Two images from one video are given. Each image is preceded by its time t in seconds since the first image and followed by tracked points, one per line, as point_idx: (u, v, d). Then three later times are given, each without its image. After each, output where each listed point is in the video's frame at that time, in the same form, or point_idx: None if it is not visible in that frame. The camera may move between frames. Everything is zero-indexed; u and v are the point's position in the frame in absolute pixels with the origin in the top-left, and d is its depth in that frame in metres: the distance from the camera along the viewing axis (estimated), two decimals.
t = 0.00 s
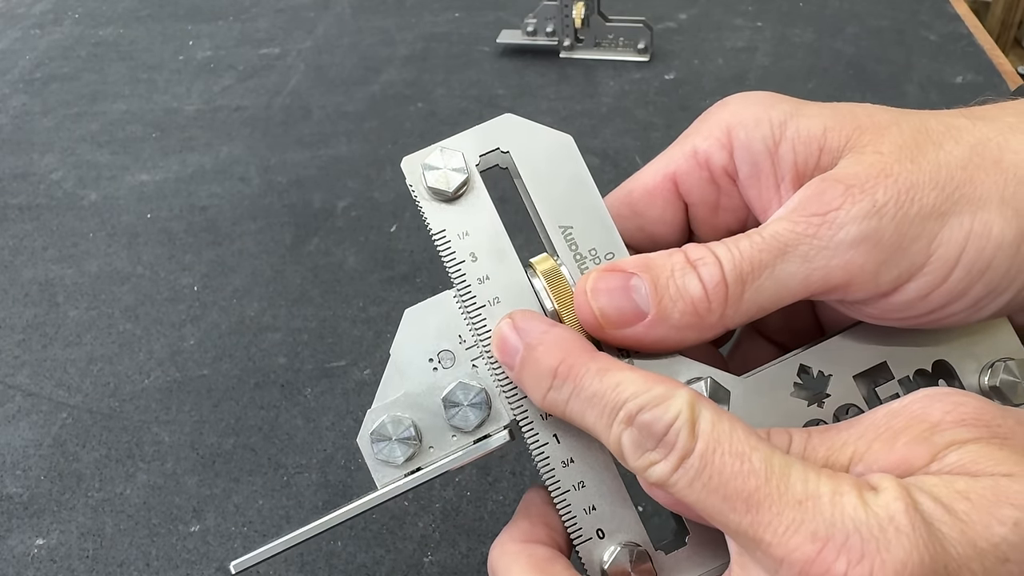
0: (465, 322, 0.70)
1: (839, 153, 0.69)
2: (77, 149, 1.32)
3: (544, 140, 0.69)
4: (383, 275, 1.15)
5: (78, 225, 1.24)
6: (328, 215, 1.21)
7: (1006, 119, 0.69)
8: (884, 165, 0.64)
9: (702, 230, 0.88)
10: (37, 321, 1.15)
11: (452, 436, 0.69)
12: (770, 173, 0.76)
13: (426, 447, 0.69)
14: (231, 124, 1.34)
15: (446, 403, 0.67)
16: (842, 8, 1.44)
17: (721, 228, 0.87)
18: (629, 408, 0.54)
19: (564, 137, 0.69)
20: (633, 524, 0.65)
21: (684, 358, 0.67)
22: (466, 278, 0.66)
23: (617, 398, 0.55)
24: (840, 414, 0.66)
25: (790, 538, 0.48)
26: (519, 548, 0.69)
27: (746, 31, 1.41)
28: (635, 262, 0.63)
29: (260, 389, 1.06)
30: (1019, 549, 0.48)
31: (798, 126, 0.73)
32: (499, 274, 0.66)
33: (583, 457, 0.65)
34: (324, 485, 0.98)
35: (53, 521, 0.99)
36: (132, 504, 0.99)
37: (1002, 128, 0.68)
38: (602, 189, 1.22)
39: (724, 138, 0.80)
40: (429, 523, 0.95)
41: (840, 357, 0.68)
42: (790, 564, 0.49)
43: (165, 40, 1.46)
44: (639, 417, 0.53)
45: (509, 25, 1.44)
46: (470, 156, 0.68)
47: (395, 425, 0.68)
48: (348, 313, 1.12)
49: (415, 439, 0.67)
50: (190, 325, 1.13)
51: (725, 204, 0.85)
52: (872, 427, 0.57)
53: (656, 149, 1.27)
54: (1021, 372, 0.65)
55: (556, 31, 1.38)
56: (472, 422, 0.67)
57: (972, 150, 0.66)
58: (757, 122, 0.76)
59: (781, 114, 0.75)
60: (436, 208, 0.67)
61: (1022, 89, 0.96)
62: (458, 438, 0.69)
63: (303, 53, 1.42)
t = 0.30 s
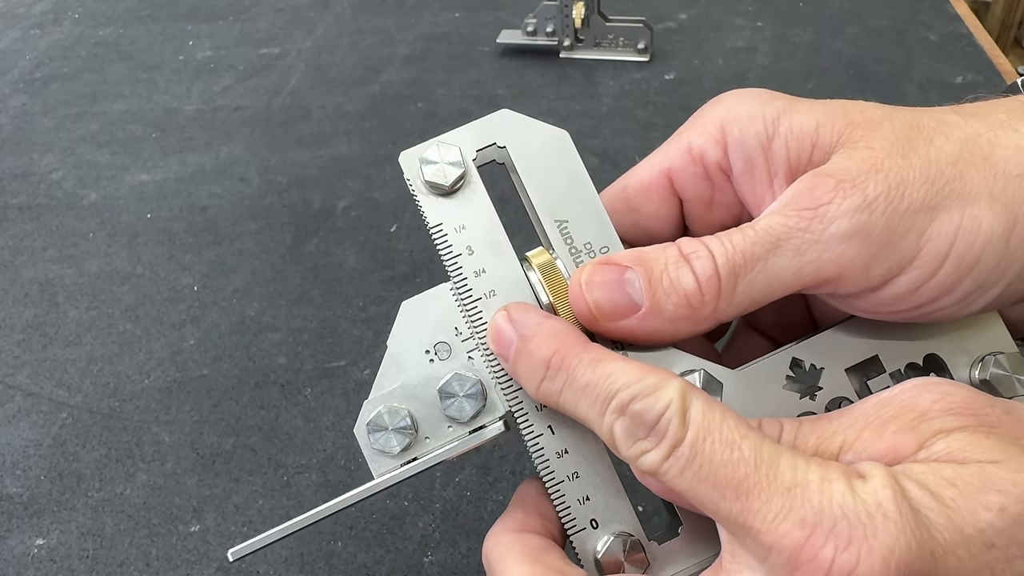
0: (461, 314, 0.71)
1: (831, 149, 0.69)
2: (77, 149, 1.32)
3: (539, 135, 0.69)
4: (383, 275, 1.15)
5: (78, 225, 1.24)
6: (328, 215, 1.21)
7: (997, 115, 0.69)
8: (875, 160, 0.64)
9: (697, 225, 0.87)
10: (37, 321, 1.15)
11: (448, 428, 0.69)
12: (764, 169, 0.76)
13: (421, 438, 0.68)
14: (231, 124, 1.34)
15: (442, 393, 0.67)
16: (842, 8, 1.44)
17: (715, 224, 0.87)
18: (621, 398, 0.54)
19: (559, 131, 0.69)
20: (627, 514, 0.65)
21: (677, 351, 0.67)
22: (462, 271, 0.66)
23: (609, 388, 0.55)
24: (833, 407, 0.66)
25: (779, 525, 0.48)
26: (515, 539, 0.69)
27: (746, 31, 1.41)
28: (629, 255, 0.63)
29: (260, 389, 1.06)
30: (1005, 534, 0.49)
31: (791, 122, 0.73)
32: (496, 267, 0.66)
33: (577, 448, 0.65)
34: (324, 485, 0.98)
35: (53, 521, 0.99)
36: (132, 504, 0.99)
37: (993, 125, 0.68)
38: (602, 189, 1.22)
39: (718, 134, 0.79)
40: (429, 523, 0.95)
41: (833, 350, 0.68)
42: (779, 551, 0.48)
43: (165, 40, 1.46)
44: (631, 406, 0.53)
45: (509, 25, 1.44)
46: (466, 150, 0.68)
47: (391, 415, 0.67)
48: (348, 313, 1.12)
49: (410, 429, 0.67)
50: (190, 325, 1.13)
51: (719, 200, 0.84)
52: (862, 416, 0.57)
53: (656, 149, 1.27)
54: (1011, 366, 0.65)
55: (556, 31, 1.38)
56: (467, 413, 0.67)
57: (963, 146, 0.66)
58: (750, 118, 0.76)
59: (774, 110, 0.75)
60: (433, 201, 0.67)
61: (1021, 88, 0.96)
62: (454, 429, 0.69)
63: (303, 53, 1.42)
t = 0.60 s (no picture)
0: (468, 315, 0.69)
1: (833, 153, 0.69)
2: (77, 149, 1.32)
3: (545, 138, 0.69)
4: (383, 275, 1.15)
5: (78, 225, 1.24)
6: (328, 215, 1.21)
7: (998, 120, 0.69)
8: (875, 164, 0.64)
9: (701, 228, 0.88)
10: (37, 321, 1.15)
11: (454, 428, 0.68)
12: (767, 171, 0.77)
13: (428, 438, 0.68)
14: (231, 124, 1.34)
15: (448, 394, 0.67)
16: (842, 8, 1.44)
17: (719, 227, 0.87)
18: (619, 399, 0.54)
19: (565, 134, 0.69)
20: (629, 514, 0.65)
21: (679, 353, 0.67)
22: (469, 274, 0.67)
23: (607, 389, 0.55)
24: (834, 410, 0.66)
25: (769, 528, 0.48)
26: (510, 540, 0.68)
27: (746, 31, 1.41)
28: (633, 258, 0.63)
29: (260, 389, 1.06)
30: (992, 541, 0.48)
31: (793, 126, 0.73)
32: (501, 270, 0.67)
33: (581, 448, 0.65)
34: (324, 485, 0.98)
35: (53, 521, 0.99)
36: (132, 504, 0.99)
37: (994, 129, 0.68)
38: (602, 189, 1.22)
39: (722, 138, 0.80)
40: (429, 523, 0.95)
41: (835, 354, 0.68)
42: (769, 553, 0.49)
43: (165, 40, 1.46)
44: (628, 408, 0.53)
45: (509, 26, 1.44)
46: (472, 155, 0.68)
47: (398, 415, 0.67)
48: (348, 313, 1.12)
49: (417, 430, 0.67)
50: (190, 325, 1.13)
51: (723, 203, 0.85)
52: (857, 420, 0.57)
53: (656, 149, 1.27)
54: (1011, 369, 0.64)
55: (556, 31, 1.38)
56: (473, 414, 0.67)
57: (963, 150, 0.66)
58: (754, 122, 0.77)
59: (777, 115, 0.75)
60: (440, 205, 0.67)
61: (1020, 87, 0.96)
62: (460, 429, 0.68)
63: (303, 53, 1.42)
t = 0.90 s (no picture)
0: (465, 304, 0.71)
1: (837, 142, 0.69)
2: (77, 149, 1.32)
3: (545, 126, 0.69)
4: (383, 275, 1.15)
5: (78, 225, 1.24)
6: (328, 215, 1.21)
7: (1002, 109, 0.69)
8: (879, 151, 0.64)
9: (702, 219, 0.88)
10: (37, 321, 1.15)
11: (450, 416, 0.69)
12: (769, 160, 0.76)
13: (423, 426, 0.69)
14: (231, 124, 1.34)
15: (444, 380, 0.67)
16: (842, 8, 1.43)
17: (720, 217, 0.87)
18: (620, 388, 0.54)
19: (565, 123, 0.69)
20: (627, 506, 0.65)
21: (680, 344, 0.67)
22: (467, 260, 0.66)
23: (608, 378, 0.55)
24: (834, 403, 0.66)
25: (772, 518, 0.48)
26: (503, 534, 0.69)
27: (746, 31, 1.41)
28: (633, 246, 0.63)
29: (260, 389, 1.06)
30: (998, 531, 0.48)
31: (797, 115, 0.73)
32: (500, 258, 0.66)
33: (579, 439, 0.65)
34: (324, 485, 0.98)
35: (53, 521, 0.99)
36: (132, 504, 0.99)
37: (999, 118, 0.68)
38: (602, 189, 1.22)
39: (724, 128, 0.80)
40: (429, 523, 0.95)
41: (837, 346, 0.68)
42: (771, 544, 0.48)
43: (165, 40, 1.46)
44: (628, 397, 0.53)
45: (509, 25, 1.44)
46: (472, 141, 0.68)
47: (393, 402, 0.67)
48: (348, 313, 1.12)
49: (412, 416, 0.67)
50: (190, 325, 1.13)
51: (724, 193, 0.85)
52: (859, 411, 0.57)
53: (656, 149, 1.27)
54: (1015, 363, 0.64)
55: (556, 31, 1.38)
56: (469, 400, 0.67)
57: (967, 139, 0.66)
58: (756, 112, 0.76)
59: (780, 104, 0.75)
60: (439, 191, 0.67)
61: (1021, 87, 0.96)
62: (456, 417, 0.69)
63: (303, 53, 1.42)
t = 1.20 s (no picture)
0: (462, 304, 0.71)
1: (834, 141, 0.69)
2: (77, 149, 1.32)
3: (543, 125, 0.69)
4: (383, 275, 1.15)
5: (78, 225, 1.24)
6: (328, 215, 1.21)
7: (1001, 108, 0.69)
8: (875, 150, 0.64)
9: (700, 218, 0.88)
10: (37, 321, 1.15)
11: (447, 417, 0.68)
12: (767, 160, 0.76)
13: (420, 426, 0.68)
14: (231, 124, 1.34)
15: (441, 381, 0.67)
16: (842, 8, 1.43)
17: (718, 217, 0.87)
18: (619, 394, 0.54)
19: (563, 122, 0.69)
20: (625, 507, 0.65)
21: (677, 343, 0.66)
22: (463, 261, 0.67)
23: (608, 384, 0.55)
24: (832, 403, 0.66)
25: (776, 527, 0.48)
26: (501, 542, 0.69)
27: (746, 31, 1.41)
28: (630, 246, 0.64)
29: (260, 389, 1.06)
30: (1002, 537, 0.48)
31: (794, 114, 0.73)
32: (497, 257, 0.67)
33: (576, 439, 0.65)
34: (324, 485, 0.98)
35: (53, 521, 0.99)
36: (132, 504, 0.99)
37: (997, 117, 0.68)
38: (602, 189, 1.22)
39: (721, 127, 0.80)
40: (429, 523, 0.95)
41: (834, 345, 0.68)
42: (776, 554, 0.48)
43: (165, 40, 1.46)
44: (628, 404, 0.53)
45: (509, 25, 1.44)
46: (468, 140, 0.68)
47: (389, 403, 0.67)
48: (348, 313, 1.12)
49: (409, 416, 0.67)
50: (190, 325, 1.13)
51: (722, 192, 0.85)
52: (859, 413, 0.57)
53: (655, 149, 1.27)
54: (1014, 362, 0.64)
55: (556, 31, 1.38)
56: (466, 401, 0.67)
57: (966, 138, 0.66)
58: (754, 111, 0.76)
59: (777, 103, 0.75)
60: (435, 190, 0.67)
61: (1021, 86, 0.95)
62: (453, 418, 0.68)
63: (303, 53, 1.42)
